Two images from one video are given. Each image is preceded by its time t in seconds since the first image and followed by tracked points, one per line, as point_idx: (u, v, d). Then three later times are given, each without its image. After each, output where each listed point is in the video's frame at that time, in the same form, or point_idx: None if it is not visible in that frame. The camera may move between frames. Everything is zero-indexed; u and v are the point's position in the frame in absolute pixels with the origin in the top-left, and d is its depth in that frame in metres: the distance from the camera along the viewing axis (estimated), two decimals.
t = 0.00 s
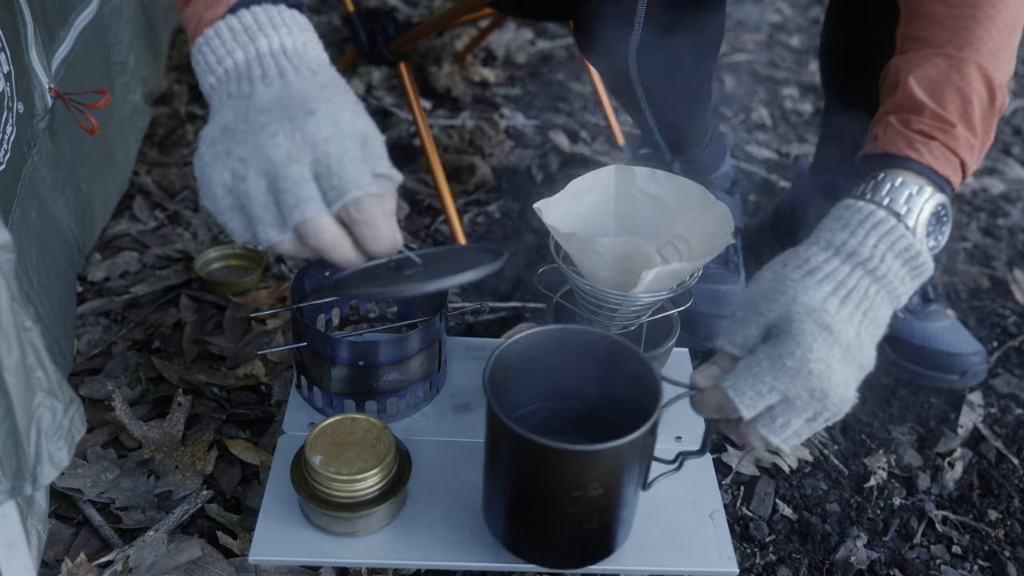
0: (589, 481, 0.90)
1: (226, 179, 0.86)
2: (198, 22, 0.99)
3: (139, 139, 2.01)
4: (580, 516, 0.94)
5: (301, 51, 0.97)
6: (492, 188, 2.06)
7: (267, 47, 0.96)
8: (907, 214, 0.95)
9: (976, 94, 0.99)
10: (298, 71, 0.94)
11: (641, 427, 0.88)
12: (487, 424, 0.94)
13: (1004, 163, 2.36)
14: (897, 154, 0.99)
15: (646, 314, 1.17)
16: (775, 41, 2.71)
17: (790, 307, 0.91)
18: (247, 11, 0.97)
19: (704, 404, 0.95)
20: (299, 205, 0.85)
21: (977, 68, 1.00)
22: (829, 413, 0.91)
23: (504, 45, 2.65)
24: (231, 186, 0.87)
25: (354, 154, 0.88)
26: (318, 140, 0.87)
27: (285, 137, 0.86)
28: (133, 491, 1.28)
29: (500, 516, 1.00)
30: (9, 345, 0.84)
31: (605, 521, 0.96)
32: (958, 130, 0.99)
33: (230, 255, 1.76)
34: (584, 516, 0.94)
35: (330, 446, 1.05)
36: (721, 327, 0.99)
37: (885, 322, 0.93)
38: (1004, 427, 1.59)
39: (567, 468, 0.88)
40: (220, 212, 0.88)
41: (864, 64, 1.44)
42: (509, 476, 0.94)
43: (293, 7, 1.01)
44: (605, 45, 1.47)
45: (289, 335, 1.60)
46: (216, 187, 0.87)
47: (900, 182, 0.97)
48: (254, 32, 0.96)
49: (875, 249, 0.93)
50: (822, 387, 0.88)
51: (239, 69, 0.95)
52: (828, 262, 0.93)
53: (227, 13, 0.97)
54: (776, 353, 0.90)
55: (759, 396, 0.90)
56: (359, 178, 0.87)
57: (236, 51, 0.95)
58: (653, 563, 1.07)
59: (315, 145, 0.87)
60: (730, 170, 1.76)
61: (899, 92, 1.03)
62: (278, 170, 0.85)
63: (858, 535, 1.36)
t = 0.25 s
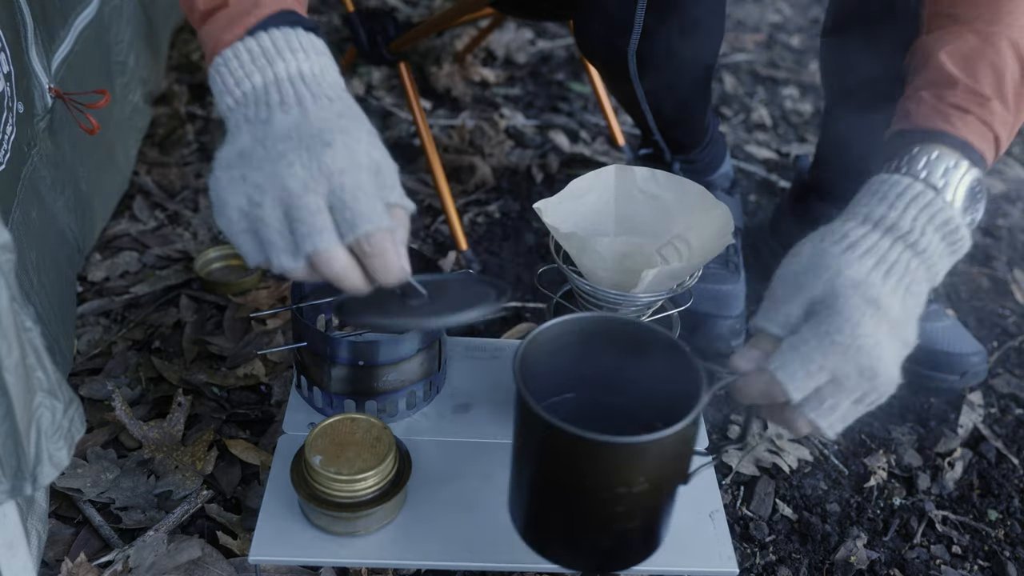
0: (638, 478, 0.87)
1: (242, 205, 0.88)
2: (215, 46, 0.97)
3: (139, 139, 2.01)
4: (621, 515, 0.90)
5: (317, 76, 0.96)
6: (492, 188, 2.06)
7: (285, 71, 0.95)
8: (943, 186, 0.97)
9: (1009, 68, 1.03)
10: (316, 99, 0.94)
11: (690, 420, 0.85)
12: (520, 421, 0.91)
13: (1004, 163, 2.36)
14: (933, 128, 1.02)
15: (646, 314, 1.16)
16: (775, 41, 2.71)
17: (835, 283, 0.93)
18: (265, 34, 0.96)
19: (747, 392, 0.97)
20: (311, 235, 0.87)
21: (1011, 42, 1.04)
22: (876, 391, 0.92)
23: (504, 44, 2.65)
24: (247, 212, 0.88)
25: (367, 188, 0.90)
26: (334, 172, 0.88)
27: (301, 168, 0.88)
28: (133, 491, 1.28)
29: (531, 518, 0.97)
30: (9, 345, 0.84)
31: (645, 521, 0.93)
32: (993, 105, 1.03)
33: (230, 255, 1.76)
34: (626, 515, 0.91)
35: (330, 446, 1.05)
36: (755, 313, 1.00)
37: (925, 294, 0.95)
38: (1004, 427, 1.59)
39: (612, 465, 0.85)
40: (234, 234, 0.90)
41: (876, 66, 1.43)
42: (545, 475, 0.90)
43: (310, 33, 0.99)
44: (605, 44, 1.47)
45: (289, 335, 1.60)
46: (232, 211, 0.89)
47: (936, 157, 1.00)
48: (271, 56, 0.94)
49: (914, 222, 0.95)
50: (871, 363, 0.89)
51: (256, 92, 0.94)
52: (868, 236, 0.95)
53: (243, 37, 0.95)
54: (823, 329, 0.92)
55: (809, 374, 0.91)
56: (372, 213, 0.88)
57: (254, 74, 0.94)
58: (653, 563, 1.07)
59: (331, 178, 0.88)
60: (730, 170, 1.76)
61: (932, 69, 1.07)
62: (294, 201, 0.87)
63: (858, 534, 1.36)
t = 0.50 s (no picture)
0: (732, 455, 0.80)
1: (335, 281, 0.87)
2: (286, 109, 0.95)
3: (139, 139, 2.01)
4: (707, 500, 0.83)
5: (393, 149, 0.95)
6: (492, 188, 2.06)
7: (365, 141, 0.93)
8: (1014, 130, 0.97)
9: None
10: (397, 174, 0.93)
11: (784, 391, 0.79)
12: (593, 392, 0.84)
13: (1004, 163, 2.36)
14: (998, 74, 1.02)
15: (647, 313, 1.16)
16: (775, 41, 2.71)
17: (918, 226, 0.91)
18: (343, 103, 0.94)
19: (832, 349, 0.91)
20: (407, 319, 0.89)
21: None
22: (967, 341, 0.90)
23: (504, 44, 2.65)
24: (339, 287, 0.88)
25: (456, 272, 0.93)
26: (432, 259, 0.90)
27: (401, 253, 0.88)
28: (133, 491, 1.28)
29: (604, 503, 0.89)
30: (9, 345, 0.84)
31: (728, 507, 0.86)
32: None
33: (230, 255, 1.76)
34: (710, 499, 0.83)
35: (330, 446, 1.05)
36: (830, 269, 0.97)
37: (1000, 238, 0.96)
38: (1004, 427, 1.58)
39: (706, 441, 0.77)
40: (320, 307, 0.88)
41: (878, 69, 1.43)
42: (624, 457, 0.83)
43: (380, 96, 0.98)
44: (606, 44, 1.47)
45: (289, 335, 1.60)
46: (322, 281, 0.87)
47: (1004, 102, 0.99)
48: (351, 127, 0.93)
49: (990, 166, 0.96)
50: (962, 309, 0.88)
51: (336, 162, 0.92)
52: (941, 179, 0.96)
53: (320, 105, 0.94)
54: (909, 274, 0.90)
55: (905, 322, 0.87)
56: (463, 302, 0.92)
57: (335, 142, 0.92)
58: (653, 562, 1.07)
59: (428, 263, 0.90)
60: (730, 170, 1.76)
61: (990, 18, 1.06)
62: (392, 285, 0.88)
63: (858, 534, 1.36)
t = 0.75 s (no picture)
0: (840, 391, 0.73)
1: (427, 377, 0.90)
2: (363, 187, 0.90)
3: (139, 139, 2.01)
4: (816, 441, 0.76)
5: (471, 237, 0.93)
6: (492, 188, 2.06)
7: (447, 230, 0.91)
8: None
9: None
10: (480, 266, 0.92)
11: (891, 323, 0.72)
12: (682, 335, 0.77)
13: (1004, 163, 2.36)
14: None
15: (646, 314, 1.16)
16: (775, 41, 2.71)
17: (1003, 147, 0.92)
18: (423, 189, 0.91)
19: (929, 274, 0.88)
20: (492, 416, 0.93)
21: None
22: None
23: (504, 44, 2.65)
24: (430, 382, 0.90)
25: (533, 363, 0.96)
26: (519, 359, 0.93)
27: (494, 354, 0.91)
28: (133, 491, 1.28)
29: (694, 451, 0.82)
30: (9, 345, 0.84)
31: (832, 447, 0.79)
32: None
33: (230, 255, 1.76)
34: (815, 443, 0.76)
35: (330, 446, 1.05)
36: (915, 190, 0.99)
37: None
38: (1004, 427, 1.59)
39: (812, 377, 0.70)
40: (407, 401, 0.91)
41: (873, 71, 1.43)
42: (719, 400, 0.75)
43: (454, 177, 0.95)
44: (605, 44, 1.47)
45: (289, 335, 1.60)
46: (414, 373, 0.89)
47: None
48: (434, 217, 0.91)
49: None
50: None
51: (421, 254, 0.90)
52: None
53: (402, 189, 0.90)
54: (998, 193, 0.91)
55: (999, 241, 0.88)
56: (540, 399, 0.97)
57: (418, 230, 0.90)
58: (653, 563, 1.07)
59: (516, 363, 0.93)
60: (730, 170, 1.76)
61: None
62: (482, 387, 0.91)
63: (858, 535, 1.36)
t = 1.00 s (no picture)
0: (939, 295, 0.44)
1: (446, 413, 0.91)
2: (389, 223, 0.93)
3: (139, 139, 2.01)
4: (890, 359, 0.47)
5: (490, 282, 0.96)
6: (492, 188, 2.06)
7: (469, 271, 0.95)
8: None
9: None
10: (499, 310, 0.95)
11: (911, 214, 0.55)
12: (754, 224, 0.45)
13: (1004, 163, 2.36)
14: None
15: (646, 314, 1.17)
16: (775, 41, 2.71)
17: None
18: (446, 230, 0.94)
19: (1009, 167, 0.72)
20: (502, 454, 0.94)
21: None
22: None
23: (504, 44, 2.65)
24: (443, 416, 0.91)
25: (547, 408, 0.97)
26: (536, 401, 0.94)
27: (512, 394, 0.92)
28: (133, 491, 1.28)
29: (757, 363, 0.53)
30: (9, 345, 0.84)
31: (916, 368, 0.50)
32: None
33: (230, 255, 1.76)
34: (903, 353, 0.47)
35: (331, 445, 1.05)
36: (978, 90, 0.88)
37: None
38: (1004, 427, 1.58)
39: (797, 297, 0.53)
40: (422, 432, 0.92)
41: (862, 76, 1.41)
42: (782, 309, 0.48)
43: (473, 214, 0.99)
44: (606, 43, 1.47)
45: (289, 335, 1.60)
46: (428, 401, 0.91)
47: None
48: (457, 258, 0.94)
49: None
50: None
51: (442, 292, 0.93)
52: None
53: (426, 229, 0.93)
54: None
55: None
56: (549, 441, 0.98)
57: (440, 267, 0.93)
58: (653, 562, 1.07)
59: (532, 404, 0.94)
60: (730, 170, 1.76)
61: None
62: (496, 425, 0.93)
63: (858, 534, 1.36)
